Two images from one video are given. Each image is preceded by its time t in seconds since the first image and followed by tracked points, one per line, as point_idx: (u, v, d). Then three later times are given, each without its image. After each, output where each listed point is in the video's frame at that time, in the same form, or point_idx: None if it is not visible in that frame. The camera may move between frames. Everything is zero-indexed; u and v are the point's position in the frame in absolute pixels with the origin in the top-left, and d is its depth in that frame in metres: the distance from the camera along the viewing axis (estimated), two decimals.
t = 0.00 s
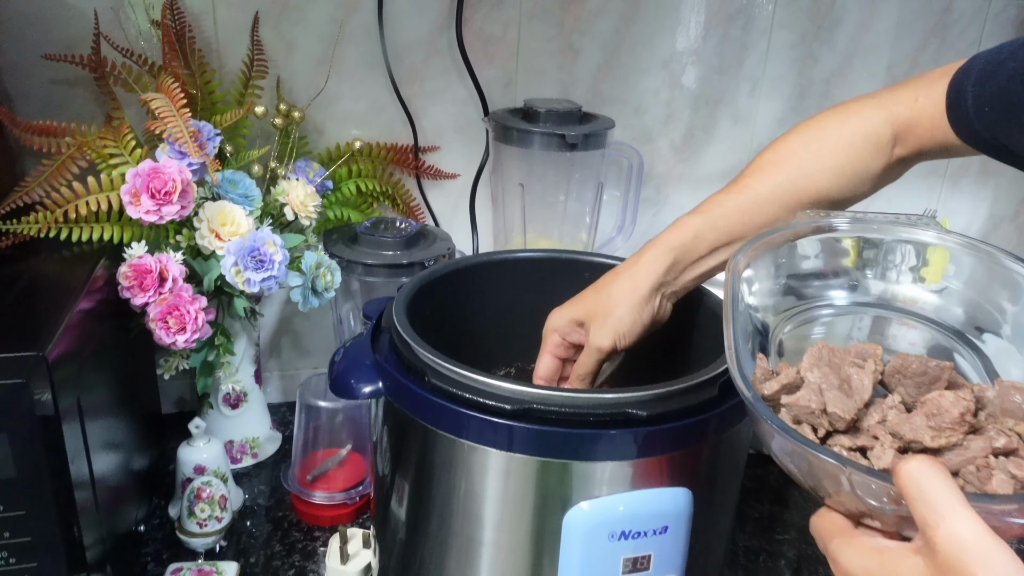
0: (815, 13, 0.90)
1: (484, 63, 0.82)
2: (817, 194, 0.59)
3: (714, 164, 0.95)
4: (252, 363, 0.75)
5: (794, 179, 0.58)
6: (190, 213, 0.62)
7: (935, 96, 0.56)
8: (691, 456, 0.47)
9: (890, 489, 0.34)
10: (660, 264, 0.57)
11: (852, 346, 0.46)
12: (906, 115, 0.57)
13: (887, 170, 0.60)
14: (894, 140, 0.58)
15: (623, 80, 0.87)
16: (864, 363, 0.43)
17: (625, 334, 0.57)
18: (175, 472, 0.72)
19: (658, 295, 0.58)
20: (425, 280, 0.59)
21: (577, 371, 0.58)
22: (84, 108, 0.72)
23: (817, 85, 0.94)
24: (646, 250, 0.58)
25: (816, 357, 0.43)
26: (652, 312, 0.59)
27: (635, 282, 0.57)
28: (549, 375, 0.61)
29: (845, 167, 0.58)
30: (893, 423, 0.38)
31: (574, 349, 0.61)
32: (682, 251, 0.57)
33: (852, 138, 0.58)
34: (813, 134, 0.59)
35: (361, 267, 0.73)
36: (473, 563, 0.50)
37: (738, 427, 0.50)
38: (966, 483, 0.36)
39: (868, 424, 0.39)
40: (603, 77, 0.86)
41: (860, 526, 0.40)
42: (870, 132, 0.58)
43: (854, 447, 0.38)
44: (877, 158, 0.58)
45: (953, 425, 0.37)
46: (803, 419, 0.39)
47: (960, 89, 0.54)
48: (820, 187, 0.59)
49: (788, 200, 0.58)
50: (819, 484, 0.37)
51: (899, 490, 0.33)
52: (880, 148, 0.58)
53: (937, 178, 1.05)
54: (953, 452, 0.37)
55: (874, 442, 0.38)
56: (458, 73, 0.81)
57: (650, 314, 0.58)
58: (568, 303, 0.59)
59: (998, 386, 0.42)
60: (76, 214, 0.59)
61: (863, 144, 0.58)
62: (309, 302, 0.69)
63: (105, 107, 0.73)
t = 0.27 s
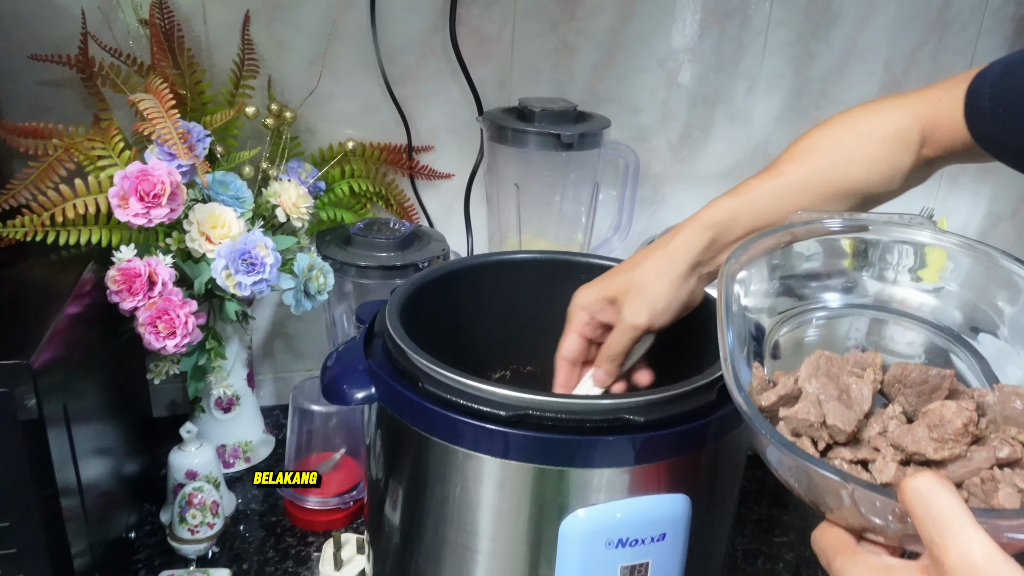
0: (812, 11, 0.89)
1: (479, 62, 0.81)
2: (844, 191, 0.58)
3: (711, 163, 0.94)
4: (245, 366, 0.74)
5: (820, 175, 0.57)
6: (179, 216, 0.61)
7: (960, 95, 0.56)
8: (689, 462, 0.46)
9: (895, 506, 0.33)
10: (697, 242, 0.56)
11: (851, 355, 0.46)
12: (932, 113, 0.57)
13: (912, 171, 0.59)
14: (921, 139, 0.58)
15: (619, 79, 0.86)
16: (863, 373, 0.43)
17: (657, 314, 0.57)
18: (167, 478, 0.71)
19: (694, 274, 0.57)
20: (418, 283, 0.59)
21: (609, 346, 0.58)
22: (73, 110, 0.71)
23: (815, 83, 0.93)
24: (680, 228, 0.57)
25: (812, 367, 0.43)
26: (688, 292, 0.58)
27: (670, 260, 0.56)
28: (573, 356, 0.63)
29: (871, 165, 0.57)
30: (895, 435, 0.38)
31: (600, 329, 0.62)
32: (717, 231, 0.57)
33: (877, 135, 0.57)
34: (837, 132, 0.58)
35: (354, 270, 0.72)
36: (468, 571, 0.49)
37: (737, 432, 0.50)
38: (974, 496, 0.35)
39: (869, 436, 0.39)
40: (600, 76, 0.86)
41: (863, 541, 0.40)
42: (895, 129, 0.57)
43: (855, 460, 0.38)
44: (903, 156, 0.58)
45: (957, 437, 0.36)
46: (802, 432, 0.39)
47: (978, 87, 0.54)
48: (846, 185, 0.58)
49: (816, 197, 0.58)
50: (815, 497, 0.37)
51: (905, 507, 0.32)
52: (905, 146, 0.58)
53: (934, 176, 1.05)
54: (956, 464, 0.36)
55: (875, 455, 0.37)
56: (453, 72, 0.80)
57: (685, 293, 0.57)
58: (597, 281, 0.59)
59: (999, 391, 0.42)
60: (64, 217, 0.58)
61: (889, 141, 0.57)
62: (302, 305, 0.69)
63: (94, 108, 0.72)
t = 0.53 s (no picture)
0: (811, 10, 0.88)
1: (475, 63, 0.80)
2: (875, 179, 0.61)
3: (710, 164, 0.93)
4: (240, 372, 0.73)
5: (853, 162, 0.61)
6: (171, 221, 0.60)
7: (985, 89, 0.59)
8: (690, 471, 0.46)
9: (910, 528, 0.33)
10: (726, 226, 0.57)
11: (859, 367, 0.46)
12: (958, 107, 0.60)
13: (938, 163, 0.63)
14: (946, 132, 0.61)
15: (618, 80, 0.85)
16: (872, 387, 0.43)
17: (688, 297, 0.56)
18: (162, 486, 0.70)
19: (723, 259, 0.57)
20: (413, 290, 0.57)
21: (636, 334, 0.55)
22: (63, 113, 0.70)
23: (814, 83, 0.92)
24: (712, 210, 0.58)
25: (820, 382, 0.42)
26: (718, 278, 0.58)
27: (699, 244, 0.57)
28: (598, 345, 0.61)
29: (901, 155, 0.61)
30: (905, 453, 0.39)
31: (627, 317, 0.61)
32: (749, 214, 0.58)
33: (909, 128, 0.61)
34: (872, 123, 0.62)
35: (350, 274, 0.71)
36: None
37: (738, 439, 0.49)
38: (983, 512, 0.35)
39: (878, 453, 0.40)
40: (598, 77, 0.85)
41: (872, 562, 0.40)
42: (927, 123, 0.61)
43: (865, 479, 0.39)
44: (931, 149, 0.61)
45: (970, 455, 0.37)
46: (810, 449, 0.39)
47: (1001, 85, 0.57)
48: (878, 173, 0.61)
49: (846, 182, 0.61)
50: (819, 515, 0.37)
51: (922, 532, 0.32)
52: (934, 139, 0.61)
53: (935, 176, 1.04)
54: (970, 481, 0.38)
55: (887, 474, 0.38)
56: (449, 73, 0.79)
57: (714, 278, 0.57)
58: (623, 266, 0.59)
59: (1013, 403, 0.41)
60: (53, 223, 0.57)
61: (920, 134, 0.61)
62: (296, 310, 0.68)
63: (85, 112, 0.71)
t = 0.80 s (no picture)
0: (806, 8, 0.88)
1: (469, 63, 0.79)
2: (893, 169, 0.63)
3: (705, 163, 0.93)
4: (232, 376, 0.72)
5: (874, 151, 0.62)
6: (160, 225, 0.59)
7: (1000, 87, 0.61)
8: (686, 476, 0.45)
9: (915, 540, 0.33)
10: (740, 207, 0.58)
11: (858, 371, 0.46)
12: (975, 104, 0.62)
13: (953, 159, 0.64)
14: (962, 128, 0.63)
15: (612, 79, 0.85)
16: (872, 392, 0.43)
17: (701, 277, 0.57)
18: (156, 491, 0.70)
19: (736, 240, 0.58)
20: (405, 292, 0.57)
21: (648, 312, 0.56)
22: (51, 114, 0.69)
23: (809, 81, 0.92)
24: (729, 192, 0.59)
25: (819, 388, 0.42)
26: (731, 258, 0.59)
27: (712, 225, 0.58)
28: (610, 326, 0.62)
29: (921, 149, 0.63)
30: (906, 460, 0.39)
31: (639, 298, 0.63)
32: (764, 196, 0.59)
33: (929, 122, 0.63)
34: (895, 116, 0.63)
35: (342, 276, 0.70)
36: None
37: (735, 443, 0.48)
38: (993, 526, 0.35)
39: (878, 461, 0.40)
40: (592, 75, 0.84)
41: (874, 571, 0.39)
42: (946, 117, 0.63)
43: (866, 486, 0.39)
44: (949, 144, 0.63)
45: (973, 461, 0.37)
46: (809, 457, 0.39)
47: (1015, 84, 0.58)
48: (898, 162, 0.63)
49: (865, 171, 0.62)
50: (817, 521, 0.37)
51: (927, 544, 0.32)
52: (951, 135, 0.63)
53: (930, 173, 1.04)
54: (972, 488, 0.38)
55: (888, 481, 0.38)
56: (442, 73, 0.79)
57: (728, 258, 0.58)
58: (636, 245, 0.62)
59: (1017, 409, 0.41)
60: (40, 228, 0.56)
61: (939, 129, 0.63)
62: (289, 313, 0.67)
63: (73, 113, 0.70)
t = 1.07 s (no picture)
0: (794, 11, 0.88)
1: (457, 66, 0.79)
2: (891, 167, 0.65)
3: (695, 166, 0.93)
4: (219, 383, 0.72)
5: (872, 149, 0.64)
6: (145, 232, 0.59)
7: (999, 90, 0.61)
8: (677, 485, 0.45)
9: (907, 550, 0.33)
10: (744, 195, 0.62)
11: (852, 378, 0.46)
12: (976, 105, 0.62)
13: (953, 159, 0.65)
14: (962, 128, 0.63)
15: (601, 82, 0.85)
16: (867, 400, 0.43)
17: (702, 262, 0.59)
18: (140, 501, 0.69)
19: (738, 227, 0.62)
20: (395, 297, 0.57)
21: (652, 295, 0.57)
22: (34, 120, 0.68)
23: (797, 84, 0.92)
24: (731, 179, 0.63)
25: (813, 393, 0.43)
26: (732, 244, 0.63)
27: (718, 211, 0.61)
28: (610, 313, 0.62)
29: (918, 148, 0.64)
30: (900, 467, 0.39)
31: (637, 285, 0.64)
32: (766, 186, 0.63)
33: (929, 122, 0.64)
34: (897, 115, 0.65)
35: (330, 282, 0.70)
36: None
37: (725, 452, 0.48)
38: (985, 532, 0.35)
39: (872, 468, 0.40)
40: (581, 79, 0.84)
41: None
42: (947, 117, 0.63)
43: (859, 493, 0.39)
44: (949, 145, 0.64)
45: (968, 469, 0.37)
46: (803, 464, 0.39)
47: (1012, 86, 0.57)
48: (894, 160, 0.65)
49: (861, 167, 0.65)
50: (808, 528, 0.37)
51: (922, 554, 0.31)
52: (951, 134, 0.64)
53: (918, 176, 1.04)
54: (966, 496, 0.38)
55: (881, 488, 0.39)
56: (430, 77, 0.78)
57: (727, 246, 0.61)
58: (637, 231, 0.62)
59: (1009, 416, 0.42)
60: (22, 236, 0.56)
61: (938, 129, 0.64)
62: (276, 320, 0.67)
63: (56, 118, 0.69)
